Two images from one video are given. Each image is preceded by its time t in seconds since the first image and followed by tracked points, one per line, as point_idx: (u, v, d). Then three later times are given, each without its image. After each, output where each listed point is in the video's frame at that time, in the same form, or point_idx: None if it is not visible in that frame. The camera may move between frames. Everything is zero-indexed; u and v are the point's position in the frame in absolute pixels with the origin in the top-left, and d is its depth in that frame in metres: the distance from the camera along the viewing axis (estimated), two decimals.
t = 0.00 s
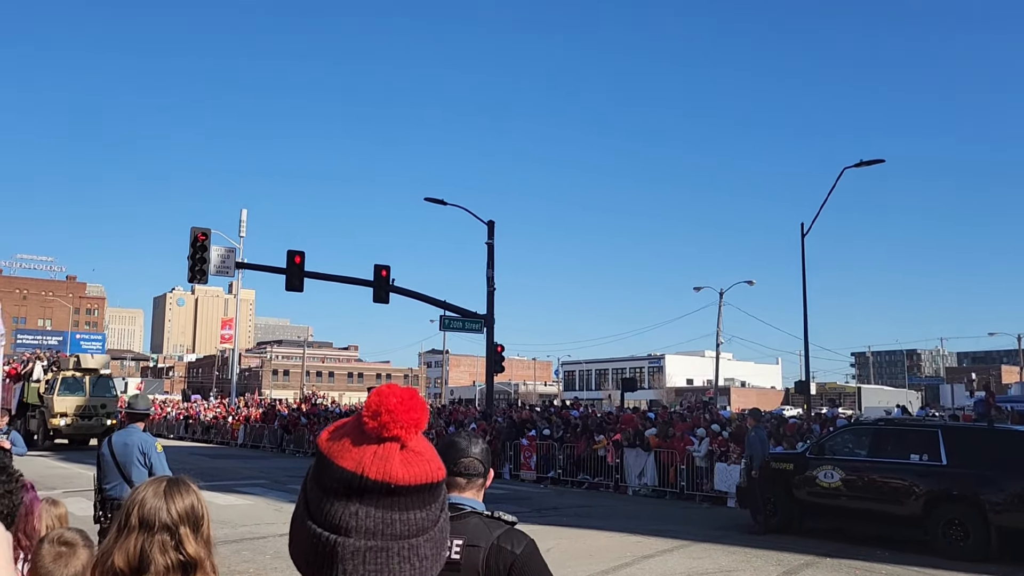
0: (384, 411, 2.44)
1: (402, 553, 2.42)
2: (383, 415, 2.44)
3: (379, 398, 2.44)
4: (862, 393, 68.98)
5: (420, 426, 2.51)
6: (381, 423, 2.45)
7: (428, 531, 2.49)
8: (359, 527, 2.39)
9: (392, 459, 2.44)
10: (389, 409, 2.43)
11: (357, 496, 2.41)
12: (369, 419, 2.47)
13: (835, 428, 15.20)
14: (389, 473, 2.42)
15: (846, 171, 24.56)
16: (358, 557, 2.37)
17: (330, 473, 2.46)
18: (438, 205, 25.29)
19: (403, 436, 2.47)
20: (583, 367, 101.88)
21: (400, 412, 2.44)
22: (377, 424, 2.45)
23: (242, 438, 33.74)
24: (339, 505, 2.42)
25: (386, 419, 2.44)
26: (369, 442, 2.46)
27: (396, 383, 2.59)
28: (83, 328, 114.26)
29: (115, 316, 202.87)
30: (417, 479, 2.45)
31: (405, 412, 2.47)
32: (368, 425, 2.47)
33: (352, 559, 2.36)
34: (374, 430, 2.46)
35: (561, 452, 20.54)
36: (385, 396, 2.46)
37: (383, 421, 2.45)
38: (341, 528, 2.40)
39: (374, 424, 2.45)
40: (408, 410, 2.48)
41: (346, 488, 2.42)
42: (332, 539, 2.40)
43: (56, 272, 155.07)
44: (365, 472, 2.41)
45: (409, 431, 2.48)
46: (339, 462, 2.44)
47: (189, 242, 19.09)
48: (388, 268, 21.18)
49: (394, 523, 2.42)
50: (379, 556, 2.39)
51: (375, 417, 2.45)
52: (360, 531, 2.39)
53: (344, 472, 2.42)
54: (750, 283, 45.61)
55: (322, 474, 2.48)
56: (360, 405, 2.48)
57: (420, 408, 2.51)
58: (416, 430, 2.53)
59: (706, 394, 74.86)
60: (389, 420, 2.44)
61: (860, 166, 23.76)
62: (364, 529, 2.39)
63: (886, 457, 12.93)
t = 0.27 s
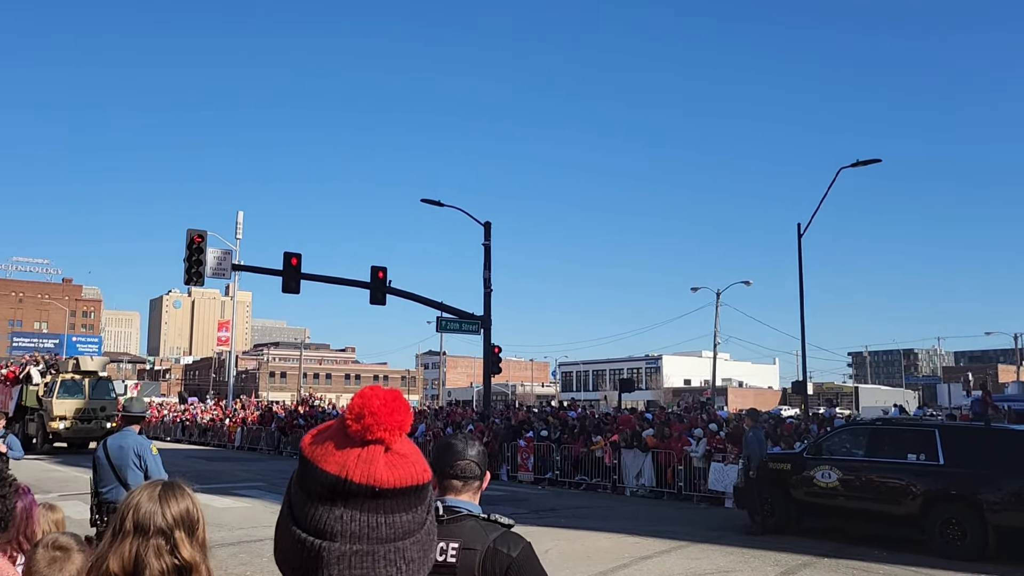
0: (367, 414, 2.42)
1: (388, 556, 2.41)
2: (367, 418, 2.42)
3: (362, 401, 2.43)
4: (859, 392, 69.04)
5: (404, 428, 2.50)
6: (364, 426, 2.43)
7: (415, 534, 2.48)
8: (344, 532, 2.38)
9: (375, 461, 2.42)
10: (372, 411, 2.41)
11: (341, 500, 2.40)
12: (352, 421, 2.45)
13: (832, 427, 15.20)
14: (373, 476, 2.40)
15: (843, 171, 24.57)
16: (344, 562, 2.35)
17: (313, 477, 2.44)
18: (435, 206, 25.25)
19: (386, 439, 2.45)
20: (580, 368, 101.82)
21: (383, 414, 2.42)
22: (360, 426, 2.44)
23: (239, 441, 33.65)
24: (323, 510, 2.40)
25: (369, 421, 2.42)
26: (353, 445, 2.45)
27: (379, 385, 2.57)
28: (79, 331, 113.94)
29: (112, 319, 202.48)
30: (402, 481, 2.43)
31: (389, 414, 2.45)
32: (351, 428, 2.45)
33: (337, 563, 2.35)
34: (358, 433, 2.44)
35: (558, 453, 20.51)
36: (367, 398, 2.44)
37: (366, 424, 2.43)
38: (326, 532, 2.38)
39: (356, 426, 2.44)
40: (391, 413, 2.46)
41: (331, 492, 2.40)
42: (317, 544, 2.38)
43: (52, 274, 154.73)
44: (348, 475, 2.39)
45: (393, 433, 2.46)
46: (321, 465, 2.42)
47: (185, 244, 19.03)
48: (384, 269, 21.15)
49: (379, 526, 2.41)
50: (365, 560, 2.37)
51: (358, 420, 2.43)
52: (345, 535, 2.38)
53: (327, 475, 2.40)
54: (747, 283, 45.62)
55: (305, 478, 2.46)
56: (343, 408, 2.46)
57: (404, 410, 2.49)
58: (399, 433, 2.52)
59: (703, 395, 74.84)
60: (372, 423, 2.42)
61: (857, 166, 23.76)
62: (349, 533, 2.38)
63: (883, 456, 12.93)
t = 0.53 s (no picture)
0: (352, 417, 2.43)
1: (374, 560, 2.40)
2: (352, 421, 2.42)
3: (348, 403, 2.43)
4: (855, 393, 69.12)
5: (390, 431, 2.50)
6: (350, 429, 2.43)
7: (401, 538, 2.48)
8: (328, 536, 2.38)
9: (361, 465, 2.42)
10: (357, 414, 2.42)
11: (326, 504, 2.39)
12: (337, 425, 2.45)
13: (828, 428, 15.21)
14: (358, 480, 2.40)
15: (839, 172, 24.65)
16: (328, 566, 2.35)
17: (298, 481, 2.44)
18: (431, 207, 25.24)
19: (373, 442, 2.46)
20: (577, 370, 101.83)
21: (368, 417, 2.43)
22: (345, 429, 2.43)
23: (235, 443, 33.59)
24: (308, 514, 2.40)
25: (354, 425, 2.43)
26: (338, 449, 2.45)
27: (364, 388, 2.57)
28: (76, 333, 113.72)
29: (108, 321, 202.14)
30: (387, 485, 2.43)
31: (375, 417, 2.45)
32: (336, 432, 2.45)
33: (322, 568, 2.34)
34: (344, 436, 2.44)
35: (554, 454, 20.52)
36: (353, 401, 2.44)
37: (351, 427, 2.43)
38: (310, 537, 2.38)
39: (342, 430, 2.44)
40: (377, 416, 2.46)
41: (315, 496, 2.40)
42: (301, 549, 2.38)
43: (47, 276, 154.44)
44: (333, 479, 2.39)
45: (379, 436, 2.46)
46: (306, 469, 2.42)
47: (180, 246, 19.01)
48: (380, 271, 21.15)
49: (365, 530, 2.40)
50: (350, 564, 2.37)
51: (343, 423, 2.43)
52: (330, 540, 2.38)
53: (312, 479, 2.40)
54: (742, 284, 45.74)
55: (290, 482, 2.46)
56: (328, 411, 2.46)
57: (390, 413, 2.50)
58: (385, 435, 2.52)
59: (699, 396, 74.88)
60: (357, 426, 2.42)
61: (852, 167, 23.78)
62: (334, 537, 2.37)
63: (879, 457, 12.95)
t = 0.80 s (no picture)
0: (337, 422, 2.40)
1: (359, 568, 2.40)
2: (336, 427, 2.40)
3: (331, 411, 2.41)
4: (850, 393, 69.24)
5: (375, 437, 2.48)
6: (334, 435, 2.41)
7: (387, 545, 2.47)
8: (313, 545, 2.37)
9: (345, 472, 2.41)
10: (341, 420, 2.39)
11: (310, 512, 2.39)
12: (321, 431, 2.43)
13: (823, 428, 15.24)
14: (343, 487, 2.39)
15: (833, 172, 24.71)
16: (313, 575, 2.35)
17: (283, 488, 2.43)
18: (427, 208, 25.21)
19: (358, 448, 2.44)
20: (573, 370, 101.81)
21: (353, 424, 2.40)
22: (330, 436, 2.41)
23: (230, 443, 33.53)
24: (292, 522, 2.40)
25: (338, 431, 2.40)
26: (322, 456, 2.43)
27: (349, 394, 2.55)
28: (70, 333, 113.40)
29: (103, 321, 201.68)
30: (371, 493, 2.42)
31: (360, 423, 2.42)
32: (320, 438, 2.44)
33: None
34: (328, 443, 2.42)
35: (550, 455, 20.53)
36: (337, 407, 2.41)
37: (336, 433, 2.40)
38: (295, 545, 2.38)
39: (326, 437, 2.42)
40: (361, 422, 2.43)
41: (300, 504, 2.40)
42: (286, 557, 2.38)
43: (41, 276, 154.01)
44: (318, 486, 2.38)
45: (364, 442, 2.44)
46: (291, 476, 2.42)
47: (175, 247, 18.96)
48: (375, 272, 21.13)
49: (349, 538, 2.40)
50: (335, 572, 2.37)
51: (327, 430, 2.40)
52: (314, 548, 2.37)
53: (296, 487, 2.40)
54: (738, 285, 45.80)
55: (275, 490, 2.45)
56: (312, 418, 2.44)
57: (375, 418, 2.47)
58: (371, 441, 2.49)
59: (695, 395, 74.96)
60: (342, 432, 2.40)
61: (847, 168, 23.80)
62: (318, 545, 2.37)
63: (874, 457, 12.97)
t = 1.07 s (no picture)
0: (329, 421, 2.40)
1: (352, 568, 2.39)
2: (329, 425, 2.40)
3: (324, 408, 2.40)
4: (845, 393, 69.38)
5: (369, 436, 2.48)
6: (328, 433, 2.41)
7: (381, 546, 2.46)
8: (305, 544, 2.36)
9: (338, 471, 2.40)
10: (334, 418, 2.39)
11: (303, 511, 2.38)
12: (314, 430, 2.43)
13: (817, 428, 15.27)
14: (336, 486, 2.38)
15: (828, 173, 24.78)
16: None
17: (275, 487, 2.42)
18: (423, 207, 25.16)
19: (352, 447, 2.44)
20: (568, 369, 101.83)
21: (345, 422, 2.40)
22: (322, 434, 2.41)
23: (225, 443, 33.45)
24: (284, 522, 2.39)
25: (331, 429, 2.40)
26: (315, 454, 2.43)
27: (343, 393, 2.55)
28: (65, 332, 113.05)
29: (97, 320, 201.12)
30: (365, 492, 2.42)
31: (353, 422, 2.42)
32: (313, 437, 2.43)
33: None
34: (321, 442, 2.42)
35: (545, 454, 20.54)
36: (329, 405, 2.41)
37: (328, 432, 2.40)
38: (287, 545, 2.37)
39: (319, 435, 2.41)
40: (355, 420, 2.43)
41: (292, 503, 2.39)
42: (278, 557, 2.37)
43: (35, 274, 153.51)
44: (310, 485, 2.37)
45: (358, 441, 2.44)
46: (283, 476, 2.41)
47: (169, 245, 18.91)
48: (371, 271, 21.10)
49: (342, 538, 2.38)
50: (328, 573, 2.35)
51: (320, 427, 2.40)
52: (306, 548, 2.36)
53: (289, 486, 2.39)
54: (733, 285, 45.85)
55: (267, 490, 2.44)
56: (305, 416, 2.43)
57: (368, 417, 2.47)
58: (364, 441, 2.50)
59: (690, 395, 75.07)
60: (334, 430, 2.40)
61: (843, 168, 23.84)
62: (311, 545, 2.36)
63: (868, 457, 13.00)
